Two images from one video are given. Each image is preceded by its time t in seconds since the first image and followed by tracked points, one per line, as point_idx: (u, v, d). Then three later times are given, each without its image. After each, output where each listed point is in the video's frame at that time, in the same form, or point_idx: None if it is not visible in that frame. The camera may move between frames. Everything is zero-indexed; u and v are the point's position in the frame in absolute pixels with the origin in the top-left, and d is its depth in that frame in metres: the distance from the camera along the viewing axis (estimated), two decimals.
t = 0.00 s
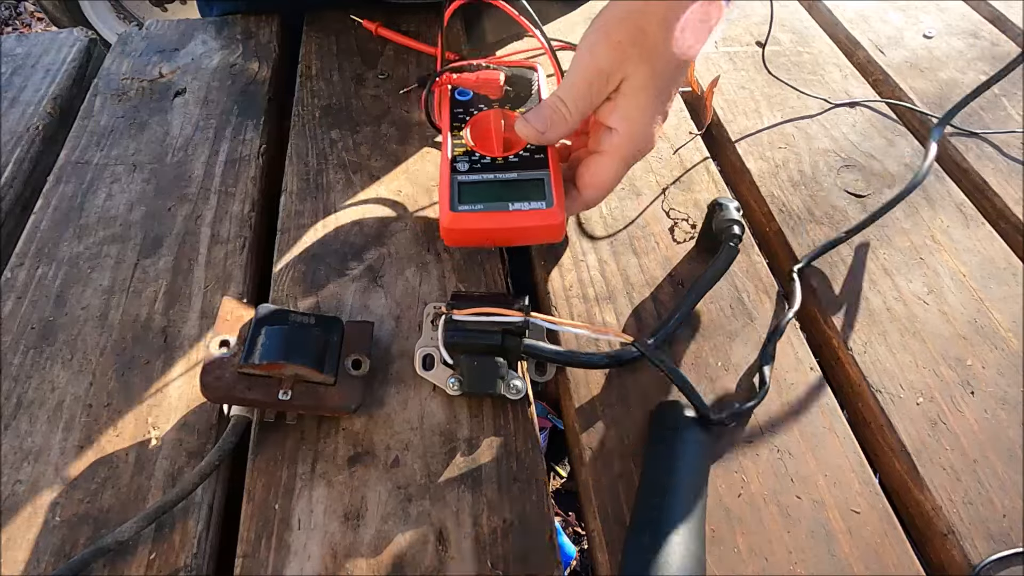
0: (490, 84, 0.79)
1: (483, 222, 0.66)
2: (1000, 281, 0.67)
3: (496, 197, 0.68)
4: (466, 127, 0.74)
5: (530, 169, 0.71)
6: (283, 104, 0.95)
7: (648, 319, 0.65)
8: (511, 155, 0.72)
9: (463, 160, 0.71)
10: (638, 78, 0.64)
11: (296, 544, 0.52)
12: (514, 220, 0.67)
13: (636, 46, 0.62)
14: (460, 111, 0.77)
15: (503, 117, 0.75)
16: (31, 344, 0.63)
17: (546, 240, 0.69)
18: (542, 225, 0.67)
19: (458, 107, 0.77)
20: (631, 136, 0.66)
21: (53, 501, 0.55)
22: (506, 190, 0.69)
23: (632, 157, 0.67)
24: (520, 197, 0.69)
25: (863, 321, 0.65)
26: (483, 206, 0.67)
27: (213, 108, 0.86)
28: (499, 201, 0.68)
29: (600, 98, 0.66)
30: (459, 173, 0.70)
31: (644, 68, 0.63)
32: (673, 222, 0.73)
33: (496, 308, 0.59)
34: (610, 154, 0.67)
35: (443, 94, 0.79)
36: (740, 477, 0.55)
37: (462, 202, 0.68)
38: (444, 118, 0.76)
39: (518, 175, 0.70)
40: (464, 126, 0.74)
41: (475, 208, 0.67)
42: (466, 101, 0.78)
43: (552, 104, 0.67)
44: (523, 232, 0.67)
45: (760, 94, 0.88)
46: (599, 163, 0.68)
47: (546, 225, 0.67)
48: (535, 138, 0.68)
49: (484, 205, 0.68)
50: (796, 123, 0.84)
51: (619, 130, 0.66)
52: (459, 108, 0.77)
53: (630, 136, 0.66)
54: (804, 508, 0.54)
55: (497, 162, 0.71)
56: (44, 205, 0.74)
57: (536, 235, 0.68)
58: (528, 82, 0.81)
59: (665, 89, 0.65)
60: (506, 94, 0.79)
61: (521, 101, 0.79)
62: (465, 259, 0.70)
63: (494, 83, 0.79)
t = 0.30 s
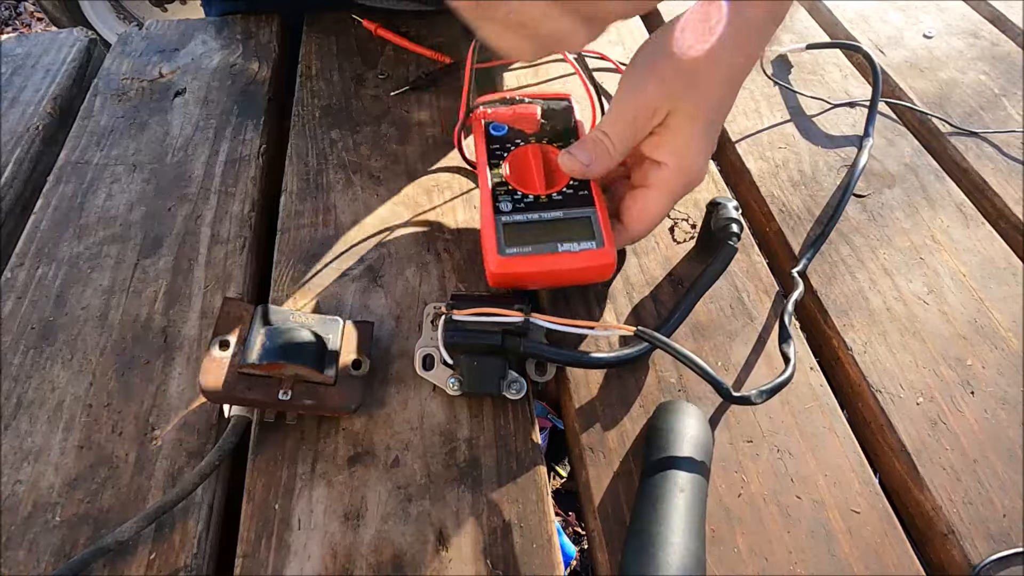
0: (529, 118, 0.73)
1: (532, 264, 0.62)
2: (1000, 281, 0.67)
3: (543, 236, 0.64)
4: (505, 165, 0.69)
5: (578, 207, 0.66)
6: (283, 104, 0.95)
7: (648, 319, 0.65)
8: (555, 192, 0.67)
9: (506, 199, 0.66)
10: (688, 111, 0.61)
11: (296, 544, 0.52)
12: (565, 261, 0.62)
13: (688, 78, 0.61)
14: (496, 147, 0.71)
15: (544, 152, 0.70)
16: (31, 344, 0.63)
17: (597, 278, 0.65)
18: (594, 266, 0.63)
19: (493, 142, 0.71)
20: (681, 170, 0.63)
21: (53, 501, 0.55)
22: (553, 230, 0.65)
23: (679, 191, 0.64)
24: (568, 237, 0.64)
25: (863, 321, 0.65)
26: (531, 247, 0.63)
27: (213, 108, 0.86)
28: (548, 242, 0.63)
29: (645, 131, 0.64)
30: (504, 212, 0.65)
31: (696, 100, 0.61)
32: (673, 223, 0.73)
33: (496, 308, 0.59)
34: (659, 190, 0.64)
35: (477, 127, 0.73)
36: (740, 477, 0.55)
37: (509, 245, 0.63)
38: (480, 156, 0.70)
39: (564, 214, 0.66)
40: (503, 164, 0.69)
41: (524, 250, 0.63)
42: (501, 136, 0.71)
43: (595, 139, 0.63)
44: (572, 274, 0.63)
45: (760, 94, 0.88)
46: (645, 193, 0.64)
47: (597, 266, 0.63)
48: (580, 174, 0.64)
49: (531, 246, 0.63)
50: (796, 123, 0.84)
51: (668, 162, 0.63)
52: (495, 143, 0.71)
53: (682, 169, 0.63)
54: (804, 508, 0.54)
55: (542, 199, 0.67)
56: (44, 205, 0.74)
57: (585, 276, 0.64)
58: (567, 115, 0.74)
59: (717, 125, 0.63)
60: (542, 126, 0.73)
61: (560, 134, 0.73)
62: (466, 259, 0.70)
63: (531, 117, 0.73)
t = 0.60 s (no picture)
0: (528, 140, 0.72)
1: (530, 274, 0.63)
2: (1000, 281, 0.67)
3: (540, 243, 0.64)
4: (505, 188, 0.70)
5: (577, 211, 0.66)
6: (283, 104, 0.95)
7: (648, 319, 0.65)
8: (552, 204, 0.67)
9: (504, 214, 0.67)
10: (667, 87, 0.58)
11: (296, 545, 0.52)
12: (562, 265, 0.63)
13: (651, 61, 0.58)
14: (497, 171, 0.71)
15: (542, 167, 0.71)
16: (31, 345, 0.63)
17: (600, 278, 0.65)
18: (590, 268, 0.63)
19: (494, 166, 0.72)
20: (680, 142, 0.60)
21: (53, 501, 0.55)
22: (550, 236, 0.65)
23: (688, 165, 0.61)
24: (565, 242, 0.64)
25: (863, 321, 0.65)
26: (527, 255, 0.64)
27: (213, 108, 0.86)
28: (544, 248, 0.64)
29: (630, 126, 0.62)
30: (501, 228, 0.66)
31: (670, 76, 0.58)
32: (673, 222, 0.73)
33: (495, 308, 0.59)
34: (662, 166, 0.61)
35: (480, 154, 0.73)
36: (740, 477, 0.55)
37: (507, 254, 0.64)
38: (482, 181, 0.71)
39: (561, 222, 0.66)
40: (504, 186, 0.70)
41: (521, 259, 0.63)
42: (503, 160, 0.72)
43: (582, 146, 0.65)
44: (569, 278, 0.64)
45: (760, 94, 0.88)
46: (653, 173, 0.62)
47: (594, 268, 0.63)
48: (563, 176, 0.66)
49: (529, 254, 0.64)
50: (796, 123, 0.84)
51: (668, 138, 0.61)
52: (497, 166, 0.72)
53: (681, 143, 0.60)
54: (804, 508, 0.54)
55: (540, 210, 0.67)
56: (44, 205, 0.74)
57: (583, 279, 0.64)
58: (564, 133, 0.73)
59: (709, 85, 0.58)
60: (543, 144, 0.72)
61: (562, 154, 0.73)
62: (466, 259, 0.70)
63: (531, 138, 0.72)
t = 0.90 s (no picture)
0: (540, 145, 0.71)
1: (533, 290, 0.63)
2: (1000, 281, 0.67)
3: (543, 259, 0.65)
4: (513, 189, 0.69)
5: (580, 230, 0.67)
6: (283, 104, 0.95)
7: (648, 319, 0.65)
8: (558, 219, 0.67)
9: (510, 221, 0.67)
10: (689, 87, 0.59)
11: (296, 544, 0.52)
12: (564, 285, 0.63)
13: (676, 61, 0.60)
14: (507, 171, 0.70)
15: (552, 176, 0.71)
16: (31, 345, 0.63)
17: (595, 301, 0.65)
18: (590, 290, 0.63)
19: (505, 165, 0.71)
20: (700, 143, 0.60)
21: (53, 501, 0.55)
22: (553, 253, 0.65)
23: (705, 167, 0.60)
24: (567, 261, 0.65)
25: (862, 320, 0.65)
26: (530, 270, 0.64)
27: (213, 108, 0.86)
28: (546, 265, 0.64)
29: (653, 130, 0.62)
30: (505, 236, 0.66)
31: (692, 76, 0.59)
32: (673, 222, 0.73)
33: (496, 308, 0.59)
34: (679, 167, 0.61)
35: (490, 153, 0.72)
36: (740, 477, 0.55)
37: (509, 267, 0.64)
38: (491, 179, 0.70)
39: (565, 239, 0.66)
40: (512, 188, 0.69)
41: (524, 274, 0.63)
42: (514, 160, 0.71)
43: (607, 154, 0.65)
44: (569, 298, 0.64)
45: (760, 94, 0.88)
46: (668, 176, 0.61)
47: (594, 292, 0.64)
48: (591, 186, 0.66)
49: (531, 269, 0.64)
50: (796, 123, 0.84)
51: (687, 139, 0.60)
52: (508, 166, 0.71)
53: (699, 143, 0.60)
54: (804, 508, 0.54)
55: (546, 223, 0.67)
56: (44, 205, 0.74)
57: (582, 301, 0.65)
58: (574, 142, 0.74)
59: (732, 88, 0.59)
60: (554, 152, 0.73)
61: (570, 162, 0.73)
62: (466, 259, 0.70)
63: (543, 144, 0.71)
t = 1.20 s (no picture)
0: (545, 148, 0.72)
1: (546, 294, 0.63)
2: (1000, 281, 0.67)
3: (554, 263, 0.65)
4: (522, 194, 0.69)
5: (591, 233, 0.67)
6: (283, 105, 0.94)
7: (647, 319, 0.65)
8: (568, 223, 0.67)
9: (521, 225, 0.67)
10: (694, 90, 0.59)
11: (295, 544, 0.52)
12: (575, 288, 0.63)
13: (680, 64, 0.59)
14: (513, 175, 0.71)
15: (560, 180, 0.71)
16: (31, 345, 0.63)
17: (605, 304, 0.65)
18: (604, 294, 0.64)
19: (511, 170, 0.71)
20: (711, 144, 0.59)
21: (53, 501, 0.55)
22: (564, 257, 0.65)
23: (718, 168, 0.60)
24: (578, 264, 0.65)
25: (862, 320, 0.65)
26: (542, 274, 0.64)
27: (213, 109, 0.86)
28: (558, 268, 0.64)
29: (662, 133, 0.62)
30: (516, 240, 0.66)
31: (697, 78, 0.59)
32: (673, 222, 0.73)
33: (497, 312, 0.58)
34: (692, 170, 0.60)
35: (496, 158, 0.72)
36: (740, 477, 0.55)
37: (521, 271, 0.64)
38: (498, 184, 0.70)
39: (575, 243, 0.66)
40: (520, 192, 0.69)
41: (537, 278, 0.63)
42: (520, 164, 0.72)
43: (616, 160, 0.65)
44: (580, 301, 0.64)
45: (759, 94, 0.88)
46: (684, 179, 0.61)
47: (607, 295, 0.64)
48: (603, 193, 0.66)
49: (544, 274, 0.64)
50: (796, 123, 0.84)
51: (697, 141, 0.60)
52: (514, 170, 0.71)
53: (711, 143, 0.59)
54: (804, 508, 0.54)
55: (552, 227, 0.67)
56: (44, 205, 0.74)
57: (593, 304, 0.65)
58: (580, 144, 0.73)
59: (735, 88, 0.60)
60: (561, 154, 0.73)
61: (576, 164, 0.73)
62: (466, 259, 0.70)
63: (548, 147, 0.72)
